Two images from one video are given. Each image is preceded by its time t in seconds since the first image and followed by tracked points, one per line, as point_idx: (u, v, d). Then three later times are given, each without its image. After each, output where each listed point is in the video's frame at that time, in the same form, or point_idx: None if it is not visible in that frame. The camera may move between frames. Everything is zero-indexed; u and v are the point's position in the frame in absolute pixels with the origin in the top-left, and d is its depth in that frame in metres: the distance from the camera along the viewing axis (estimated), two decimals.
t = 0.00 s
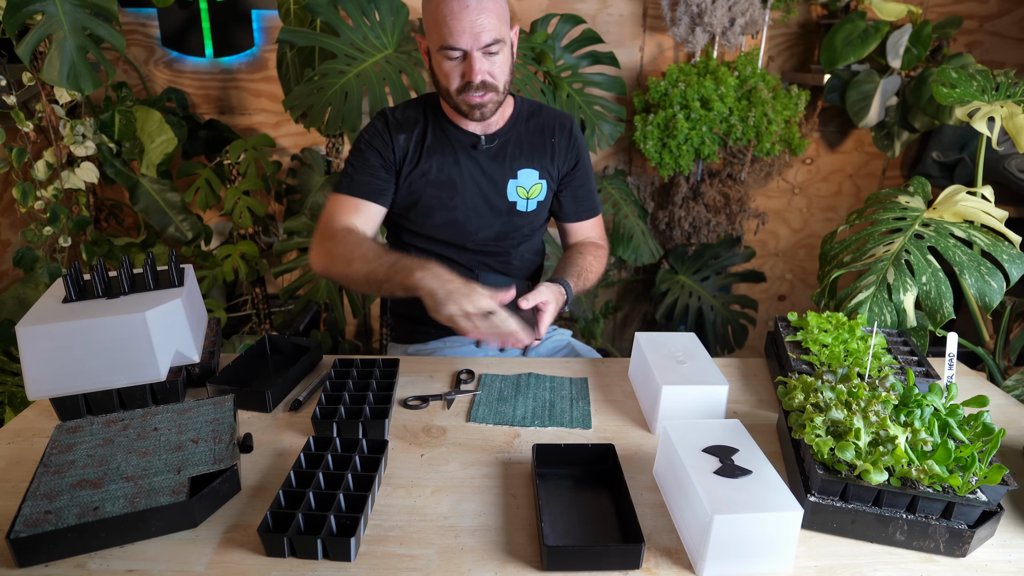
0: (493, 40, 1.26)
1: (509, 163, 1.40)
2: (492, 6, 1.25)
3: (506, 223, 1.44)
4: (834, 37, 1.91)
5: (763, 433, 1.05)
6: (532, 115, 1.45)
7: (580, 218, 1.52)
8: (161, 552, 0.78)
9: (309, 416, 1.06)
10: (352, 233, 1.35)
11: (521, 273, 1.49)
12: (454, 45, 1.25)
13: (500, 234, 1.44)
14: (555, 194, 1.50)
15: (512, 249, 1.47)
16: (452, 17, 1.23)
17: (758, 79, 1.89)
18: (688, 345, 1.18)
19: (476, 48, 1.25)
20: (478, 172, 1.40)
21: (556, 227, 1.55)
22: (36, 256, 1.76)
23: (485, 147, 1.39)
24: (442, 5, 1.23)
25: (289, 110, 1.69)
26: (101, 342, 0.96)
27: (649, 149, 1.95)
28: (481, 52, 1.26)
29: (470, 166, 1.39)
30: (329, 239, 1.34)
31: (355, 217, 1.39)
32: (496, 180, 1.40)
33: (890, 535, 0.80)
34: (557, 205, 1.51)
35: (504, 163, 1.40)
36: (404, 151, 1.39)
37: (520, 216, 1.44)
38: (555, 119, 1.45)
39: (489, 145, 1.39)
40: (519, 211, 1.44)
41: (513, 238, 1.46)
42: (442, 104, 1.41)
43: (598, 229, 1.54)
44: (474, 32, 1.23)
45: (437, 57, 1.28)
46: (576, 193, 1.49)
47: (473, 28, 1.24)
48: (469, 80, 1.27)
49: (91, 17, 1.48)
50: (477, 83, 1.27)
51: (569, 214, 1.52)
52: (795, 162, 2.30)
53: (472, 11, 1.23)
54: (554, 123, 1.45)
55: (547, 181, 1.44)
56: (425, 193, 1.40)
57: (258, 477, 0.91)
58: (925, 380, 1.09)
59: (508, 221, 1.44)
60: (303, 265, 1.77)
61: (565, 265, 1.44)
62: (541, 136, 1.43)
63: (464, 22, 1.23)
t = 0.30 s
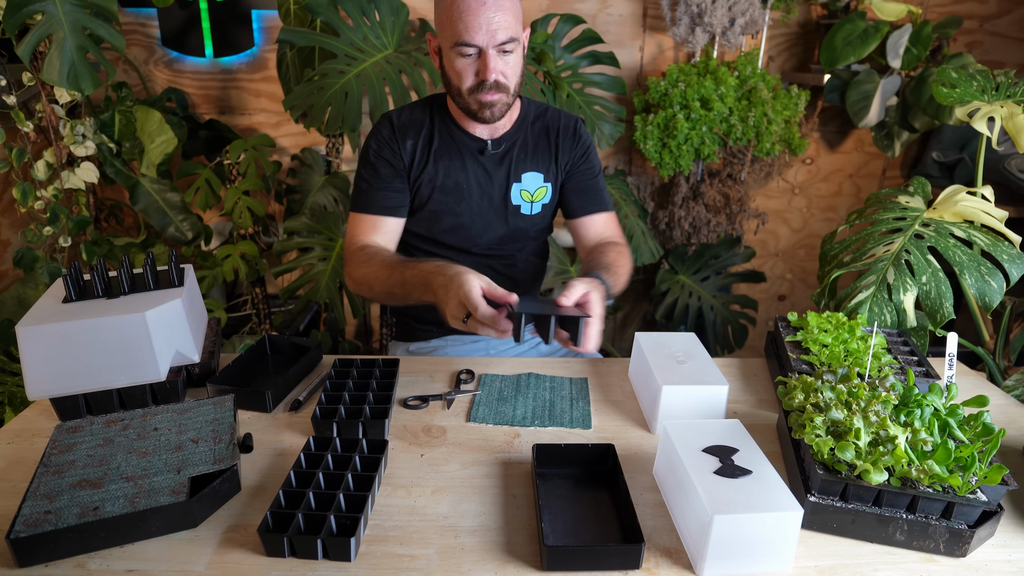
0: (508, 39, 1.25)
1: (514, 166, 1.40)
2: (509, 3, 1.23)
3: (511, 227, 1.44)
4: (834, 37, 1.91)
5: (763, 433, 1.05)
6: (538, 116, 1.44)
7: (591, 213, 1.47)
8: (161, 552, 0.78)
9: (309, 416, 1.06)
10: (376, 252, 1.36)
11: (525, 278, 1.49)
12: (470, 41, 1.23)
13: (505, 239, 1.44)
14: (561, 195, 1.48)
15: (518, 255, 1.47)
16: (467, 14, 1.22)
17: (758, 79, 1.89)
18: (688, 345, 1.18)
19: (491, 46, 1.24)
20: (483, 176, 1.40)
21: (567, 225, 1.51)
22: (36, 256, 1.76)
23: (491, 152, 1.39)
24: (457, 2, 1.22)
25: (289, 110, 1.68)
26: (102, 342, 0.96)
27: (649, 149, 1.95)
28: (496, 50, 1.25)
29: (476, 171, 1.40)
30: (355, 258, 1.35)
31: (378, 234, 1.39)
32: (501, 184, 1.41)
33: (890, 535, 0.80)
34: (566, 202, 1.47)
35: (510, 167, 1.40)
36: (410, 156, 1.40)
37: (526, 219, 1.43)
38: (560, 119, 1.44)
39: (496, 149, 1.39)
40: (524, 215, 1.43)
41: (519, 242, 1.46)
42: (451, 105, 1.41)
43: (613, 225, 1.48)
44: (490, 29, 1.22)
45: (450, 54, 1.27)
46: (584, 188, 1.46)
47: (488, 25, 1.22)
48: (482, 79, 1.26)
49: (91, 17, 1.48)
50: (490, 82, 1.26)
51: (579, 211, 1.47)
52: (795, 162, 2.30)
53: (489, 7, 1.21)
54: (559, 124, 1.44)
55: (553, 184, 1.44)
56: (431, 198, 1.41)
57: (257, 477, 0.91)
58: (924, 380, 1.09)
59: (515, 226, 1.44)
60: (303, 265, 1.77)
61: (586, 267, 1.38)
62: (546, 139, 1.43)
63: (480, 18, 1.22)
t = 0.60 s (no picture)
0: (512, 32, 1.22)
1: (518, 171, 1.38)
2: None
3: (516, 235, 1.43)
4: (834, 37, 1.91)
5: (764, 433, 1.05)
6: (540, 117, 1.42)
7: (595, 199, 1.34)
8: (161, 552, 0.78)
9: (309, 416, 1.06)
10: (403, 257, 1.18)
11: (530, 282, 1.49)
12: (472, 35, 1.20)
13: (510, 245, 1.44)
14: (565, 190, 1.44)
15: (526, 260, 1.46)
16: (469, 7, 1.19)
17: (758, 79, 1.89)
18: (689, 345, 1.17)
19: (494, 39, 1.21)
20: (488, 184, 1.38)
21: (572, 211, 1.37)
22: (36, 256, 1.76)
23: (496, 159, 1.37)
24: None
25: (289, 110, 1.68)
26: (101, 342, 0.96)
27: (649, 149, 1.95)
28: (499, 43, 1.22)
29: (481, 178, 1.38)
30: (378, 267, 1.18)
31: (406, 232, 1.25)
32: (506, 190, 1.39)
33: (890, 535, 0.80)
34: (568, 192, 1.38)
35: (513, 172, 1.38)
36: (419, 161, 1.36)
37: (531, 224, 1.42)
38: (562, 117, 1.41)
39: (500, 156, 1.38)
40: (528, 218, 1.41)
41: (527, 246, 1.45)
42: (453, 106, 1.39)
43: (621, 208, 1.33)
44: (493, 22, 1.19)
45: (451, 50, 1.25)
46: (583, 177, 1.36)
47: (491, 18, 1.20)
48: (485, 76, 1.24)
49: (91, 16, 1.48)
50: (494, 78, 1.24)
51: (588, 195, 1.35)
52: (795, 162, 2.30)
53: None
54: (562, 123, 1.41)
55: (555, 185, 1.42)
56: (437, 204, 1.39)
57: (258, 477, 0.91)
58: (924, 380, 1.09)
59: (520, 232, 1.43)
60: (304, 265, 1.77)
61: (598, 275, 1.20)
62: (550, 139, 1.40)
63: (483, 10, 1.19)
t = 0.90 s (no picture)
0: (521, 42, 1.21)
1: (522, 184, 1.37)
2: (523, 5, 1.20)
3: (519, 247, 1.43)
4: (834, 37, 1.91)
5: (764, 433, 1.05)
6: (547, 124, 1.40)
7: (600, 220, 1.34)
8: (161, 552, 0.78)
9: (309, 415, 1.06)
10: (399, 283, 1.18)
11: (532, 290, 1.49)
12: (481, 43, 1.18)
13: (512, 256, 1.44)
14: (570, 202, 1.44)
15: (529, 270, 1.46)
16: (478, 14, 1.18)
17: (758, 79, 1.89)
18: (689, 345, 1.17)
19: (502, 49, 1.20)
20: (492, 197, 1.37)
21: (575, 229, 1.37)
22: (36, 256, 1.76)
23: (500, 172, 1.36)
24: (467, 2, 1.18)
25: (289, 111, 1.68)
26: (101, 342, 0.96)
27: (649, 149, 1.95)
28: (507, 53, 1.21)
29: (484, 191, 1.37)
30: (373, 296, 1.18)
31: (402, 257, 1.24)
32: (510, 203, 1.38)
33: (890, 535, 0.80)
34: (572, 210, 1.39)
35: (518, 184, 1.37)
36: (419, 177, 1.35)
37: (534, 236, 1.41)
38: (569, 126, 1.39)
39: (504, 169, 1.36)
40: (532, 232, 1.41)
41: (530, 256, 1.45)
42: (457, 113, 1.36)
43: (626, 229, 1.34)
44: (503, 31, 1.18)
45: (458, 58, 1.23)
46: (588, 197, 1.35)
47: (500, 27, 1.18)
48: (492, 86, 1.22)
49: (91, 16, 1.48)
50: (501, 89, 1.22)
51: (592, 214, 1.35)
52: (795, 162, 2.30)
53: (503, 7, 1.17)
54: (569, 133, 1.39)
55: (561, 199, 1.40)
56: (439, 217, 1.38)
57: (258, 477, 0.91)
58: (924, 380, 1.09)
59: (523, 245, 1.42)
60: (304, 265, 1.77)
61: (600, 301, 1.20)
62: (556, 150, 1.38)
63: (492, 19, 1.18)
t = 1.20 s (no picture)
0: (517, 33, 1.21)
1: (520, 187, 1.37)
2: None
3: (517, 251, 1.42)
4: (833, 37, 1.90)
5: (764, 433, 1.05)
6: (545, 127, 1.39)
7: (600, 226, 1.35)
8: (161, 552, 0.78)
9: (309, 415, 1.06)
10: (391, 288, 1.21)
11: (530, 293, 1.49)
12: (475, 31, 1.19)
13: (510, 260, 1.43)
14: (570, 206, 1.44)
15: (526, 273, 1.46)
16: (473, 4, 1.18)
17: (758, 79, 1.89)
18: (689, 345, 1.17)
19: (497, 38, 1.20)
20: (488, 201, 1.37)
21: (580, 236, 1.38)
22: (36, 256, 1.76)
23: (497, 175, 1.35)
24: None
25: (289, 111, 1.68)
26: (101, 342, 0.96)
27: (649, 149, 1.96)
28: (502, 43, 1.21)
29: (481, 195, 1.36)
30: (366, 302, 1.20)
31: (393, 266, 1.27)
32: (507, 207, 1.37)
33: (890, 535, 0.80)
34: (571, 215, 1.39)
35: (515, 187, 1.36)
36: (413, 181, 1.35)
37: (532, 240, 1.41)
38: (569, 128, 1.39)
39: (501, 172, 1.35)
40: (530, 236, 1.40)
41: (529, 260, 1.45)
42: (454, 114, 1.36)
43: (627, 233, 1.35)
44: (498, 20, 1.18)
45: (452, 50, 1.23)
46: (588, 203, 1.36)
47: (495, 16, 1.18)
48: (486, 77, 1.22)
49: (91, 16, 1.48)
50: (495, 80, 1.22)
51: (593, 219, 1.35)
52: (795, 161, 2.30)
53: None
54: (569, 135, 1.39)
55: (560, 203, 1.40)
56: (435, 221, 1.38)
57: (258, 477, 0.91)
58: (924, 380, 1.09)
59: (521, 248, 1.42)
60: (304, 265, 1.77)
61: (605, 295, 1.21)
62: (555, 153, 1.38)
63: (487, 8, 1.18)
